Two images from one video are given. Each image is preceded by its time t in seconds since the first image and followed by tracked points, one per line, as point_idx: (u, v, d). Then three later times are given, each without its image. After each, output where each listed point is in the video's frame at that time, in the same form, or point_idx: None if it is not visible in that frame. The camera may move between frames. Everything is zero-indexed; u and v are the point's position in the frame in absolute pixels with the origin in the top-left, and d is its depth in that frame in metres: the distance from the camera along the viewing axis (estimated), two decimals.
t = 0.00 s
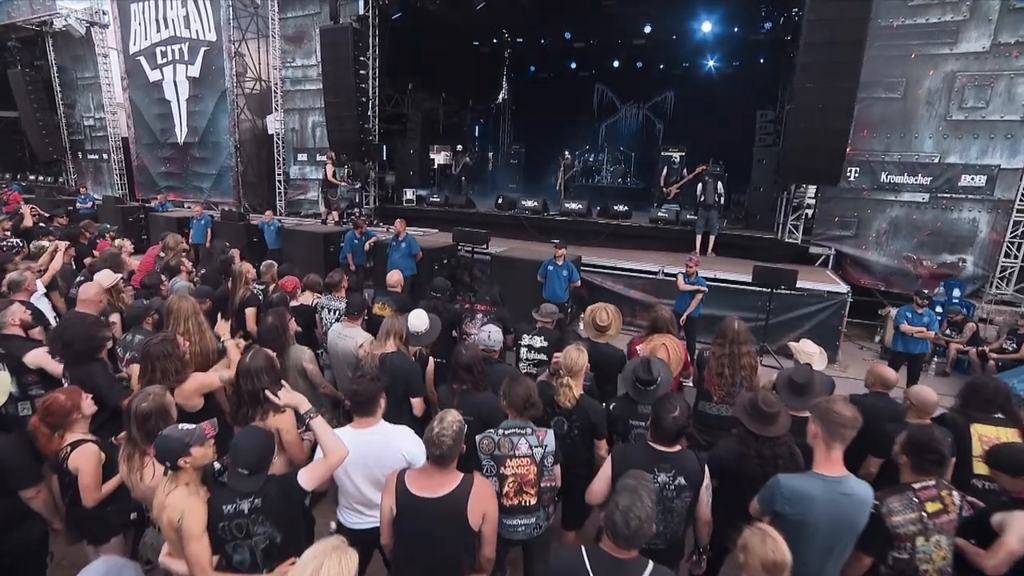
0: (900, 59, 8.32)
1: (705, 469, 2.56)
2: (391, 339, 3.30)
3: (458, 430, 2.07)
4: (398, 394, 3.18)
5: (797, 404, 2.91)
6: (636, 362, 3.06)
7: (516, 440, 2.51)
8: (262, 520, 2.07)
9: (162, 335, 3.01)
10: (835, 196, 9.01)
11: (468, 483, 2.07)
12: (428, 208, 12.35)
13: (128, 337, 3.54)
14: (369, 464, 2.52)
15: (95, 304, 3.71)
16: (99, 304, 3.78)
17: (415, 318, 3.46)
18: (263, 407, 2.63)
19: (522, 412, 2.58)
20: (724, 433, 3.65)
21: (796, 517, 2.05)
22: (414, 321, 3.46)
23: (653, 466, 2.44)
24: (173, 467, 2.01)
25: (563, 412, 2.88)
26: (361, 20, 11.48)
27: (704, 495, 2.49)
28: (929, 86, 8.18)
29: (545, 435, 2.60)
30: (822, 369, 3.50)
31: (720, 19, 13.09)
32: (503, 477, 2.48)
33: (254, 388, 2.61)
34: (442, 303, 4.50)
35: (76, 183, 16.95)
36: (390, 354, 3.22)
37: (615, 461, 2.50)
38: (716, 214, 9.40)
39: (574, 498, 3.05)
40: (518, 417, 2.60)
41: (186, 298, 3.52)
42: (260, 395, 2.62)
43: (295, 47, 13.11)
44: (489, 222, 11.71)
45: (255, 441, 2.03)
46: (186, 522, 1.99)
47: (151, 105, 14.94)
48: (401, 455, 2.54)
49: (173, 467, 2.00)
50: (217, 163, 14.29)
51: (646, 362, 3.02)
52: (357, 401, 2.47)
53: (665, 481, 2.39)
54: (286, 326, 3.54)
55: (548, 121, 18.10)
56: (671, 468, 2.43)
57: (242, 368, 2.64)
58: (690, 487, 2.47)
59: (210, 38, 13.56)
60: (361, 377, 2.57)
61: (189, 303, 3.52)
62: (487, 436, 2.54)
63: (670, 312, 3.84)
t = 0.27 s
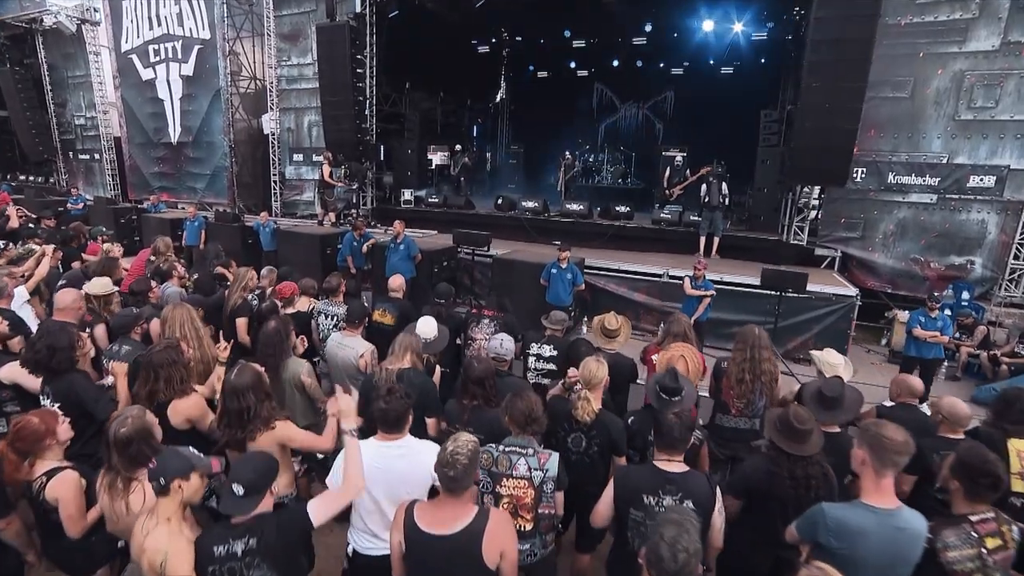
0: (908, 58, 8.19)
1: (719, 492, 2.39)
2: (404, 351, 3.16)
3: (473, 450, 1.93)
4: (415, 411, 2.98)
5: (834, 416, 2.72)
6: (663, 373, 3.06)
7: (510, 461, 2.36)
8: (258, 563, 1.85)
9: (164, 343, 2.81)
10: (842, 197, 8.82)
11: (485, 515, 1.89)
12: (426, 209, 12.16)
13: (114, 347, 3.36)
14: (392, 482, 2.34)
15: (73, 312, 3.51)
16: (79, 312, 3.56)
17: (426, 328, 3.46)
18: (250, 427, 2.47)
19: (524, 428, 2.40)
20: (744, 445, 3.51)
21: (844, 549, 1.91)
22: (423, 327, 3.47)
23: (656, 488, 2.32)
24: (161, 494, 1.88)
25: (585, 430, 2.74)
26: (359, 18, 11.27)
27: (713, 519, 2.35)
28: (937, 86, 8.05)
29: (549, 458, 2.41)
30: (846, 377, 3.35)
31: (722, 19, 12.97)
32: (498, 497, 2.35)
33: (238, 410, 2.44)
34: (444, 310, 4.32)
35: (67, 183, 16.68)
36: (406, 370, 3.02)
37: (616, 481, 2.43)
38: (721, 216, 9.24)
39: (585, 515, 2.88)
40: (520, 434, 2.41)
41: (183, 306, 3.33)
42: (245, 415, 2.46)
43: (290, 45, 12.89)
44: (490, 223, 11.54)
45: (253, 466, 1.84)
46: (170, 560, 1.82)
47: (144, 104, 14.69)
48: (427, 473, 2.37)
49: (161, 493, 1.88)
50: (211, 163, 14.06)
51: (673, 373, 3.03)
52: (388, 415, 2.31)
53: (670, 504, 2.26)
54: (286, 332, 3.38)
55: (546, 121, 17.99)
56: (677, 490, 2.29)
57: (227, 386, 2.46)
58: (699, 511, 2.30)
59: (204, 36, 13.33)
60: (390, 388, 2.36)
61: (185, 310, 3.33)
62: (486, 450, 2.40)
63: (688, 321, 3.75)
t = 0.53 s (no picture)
0: (913, 57, 8.06)
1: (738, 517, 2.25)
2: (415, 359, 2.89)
3: (494, 487, 1.78)
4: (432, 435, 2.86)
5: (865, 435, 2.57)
6: (688, 386, 3.01)
7: (518, 489, 2.18)
8: None
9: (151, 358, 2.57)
10: (845, 198, 8.70)
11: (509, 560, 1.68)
12: (422, 210, 11.92)
13: (94, 362, 3.13)
14: (402, 511, 2.15)
15: (47, 323, 3.28)
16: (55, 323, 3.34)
17: (423, 337, 3.28)
18: (230, 461, 2.32)
19: (534, 450, 2.20)
20: (763, 460, 3.38)
21: None
22: (422, 337, 3.27)
23: (671, 521, 2.17)
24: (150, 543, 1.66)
25: (597, 449, 2.53)
26: (353, 15, 11.04)
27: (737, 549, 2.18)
28: (942, 85, 7.94)
29: (561, 487, 2.21)
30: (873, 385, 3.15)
31: (721, 18, 12.86)
32: (503, 527, 2.16)
33: (215, 444, 2.28)
34: (445, 319, 4.11)
35: (53, 185, 16.32)
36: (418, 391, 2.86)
37: (628, 516, 2.28)
38: (723, 217, 9.09)
39: (599, 539, 2.68)
40: (534, 458, 2.22)
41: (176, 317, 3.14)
42: (225, 448, 2.30)
43: (282, 44, 12.63)
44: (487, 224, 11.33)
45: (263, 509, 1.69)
46: None
47: (133, 103, 14.38)
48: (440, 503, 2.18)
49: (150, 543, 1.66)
50: (202, 164, 13.78)
51: (698, 388, 2.98)
52: (406, 439, 2.13)
53: (687, 540, 2.13)
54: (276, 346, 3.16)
55: (543, 120, 17.84)
56: (694, 523, 2.15)
57: (206, 417, 2.30)
58: (720, 544, 2.15)
59: (194, 33, 13.05)
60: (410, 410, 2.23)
61: (178, 321, 3.14)
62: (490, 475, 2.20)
63: (704, 329, 3.57)
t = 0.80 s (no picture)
0: (916, 56, 7.96)
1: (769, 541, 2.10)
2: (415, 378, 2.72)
3: (521, 546, 1.68)
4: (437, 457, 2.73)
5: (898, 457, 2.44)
6: (708, 402, 2.83)
7: (547, 519, 1.99)
8: None
9: (128, 375, 2.30)
10: (849, 199, 8.58)
11: None
12: (417, 211, 11.70)
13: (68, 379, 2.93)
14: (396, 547, 1.95)
15: (20, 335, 3.06)
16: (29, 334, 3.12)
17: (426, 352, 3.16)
18: (222, 495, 2.11)
19: (562, 480, 2.05)
20: (783, 476, 3.20)
21: None
22: (424, 352, 3.16)
23: (698, 555, 1.98)
24: None
25: (615, 474, 2.35)
26: (346, 13, 10.82)
27: None
28: (946, 85, 7.84)
29: (591, 515, 2.06)
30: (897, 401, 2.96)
31: (720, 16, 12.75)
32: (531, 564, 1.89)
33: (204, 479, 2.07)
34: (446, 328, 3.93)
35: (39, 185, 15.96)
36: (422, 414, 2.73)
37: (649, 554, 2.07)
38: (725, 218, 8.95)
39: (616, 567, 2.50)
40: (556, 488, 2.07)
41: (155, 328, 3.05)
42: (215, 482, 2.08)
43: (274, 42, 12.38)
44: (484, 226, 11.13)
45: None
46: None
47: (120, 102, 14.07)
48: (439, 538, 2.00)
49: None
50: (193, 164, 13.51)
51: (719, 404, 2.79)
52: (402, 476, 1.93)
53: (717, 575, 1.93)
54: (276, 357, 2.97)
55: (539, 120, 17.70)
56: (723, 557, 1.97)
57: (191, 450, 2.10)
58: None
59: (184, 31, 12.78)
60: (406, 443, 2.05)
61: (154, 332, 3.04)
62: (515, 506, 1.97)
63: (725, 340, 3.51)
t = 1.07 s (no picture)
0: (916, 56, 7.88)
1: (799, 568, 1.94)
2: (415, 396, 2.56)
3: None
4: (432, 484, 2.51)
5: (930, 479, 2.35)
6: (724, 417, 2.67)
7: (593, 563, 1.80)
8: None
9: (95, 406, 2.08)
10: (848, 200, 8.49)
11: None
12: (410, 213, 11.47)
13: (36, 400, 2.72)
14: None
15: None
16: None
17: (429, 367, 2.97)
18: (205, 528, 1.89)
19: (600, 514, 1.89)
20: (803, 493, 3.03)
21: None
22: (427, 364, 2.98)
23: None
24: None
25: (634, 502, 2.17)
26: (337, 11, 10.59)
27: None
28: (946, 85, 7.76)
29: (631, 547, 1.91)
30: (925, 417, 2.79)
31: (716, 16, 12.70)
32: None
33: (190, 506, 1.86)
34: (444, 338, 3.75)
35: (19, 187, 15.52)
36: (412, 435, 2.52)
37: None
38: (724, 220, 8.82)
39: None
40: (594, 525, 1.90)
41: (123, 342, 2.89)
42: (200, 511, 1.87)
43: (262, 40, 12.10)
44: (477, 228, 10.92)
45: None
46: None
47: (103, 101, 13.71)
48: None
49: None
50: (179, 165, 13.20)
51: (737, 418, 2.63)
52: (374, 518, 1.79)
53: None
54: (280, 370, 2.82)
55: (532, 121, 17.60)
56: None
57: (177, 472, 1.89)
58: None
59: (168, 29, 12.47)
60: (378, 478, 1.89)
61: (130, 348, 2.90)
62: (553, 553, 1.82)
63: (743, 352, 3.40)
